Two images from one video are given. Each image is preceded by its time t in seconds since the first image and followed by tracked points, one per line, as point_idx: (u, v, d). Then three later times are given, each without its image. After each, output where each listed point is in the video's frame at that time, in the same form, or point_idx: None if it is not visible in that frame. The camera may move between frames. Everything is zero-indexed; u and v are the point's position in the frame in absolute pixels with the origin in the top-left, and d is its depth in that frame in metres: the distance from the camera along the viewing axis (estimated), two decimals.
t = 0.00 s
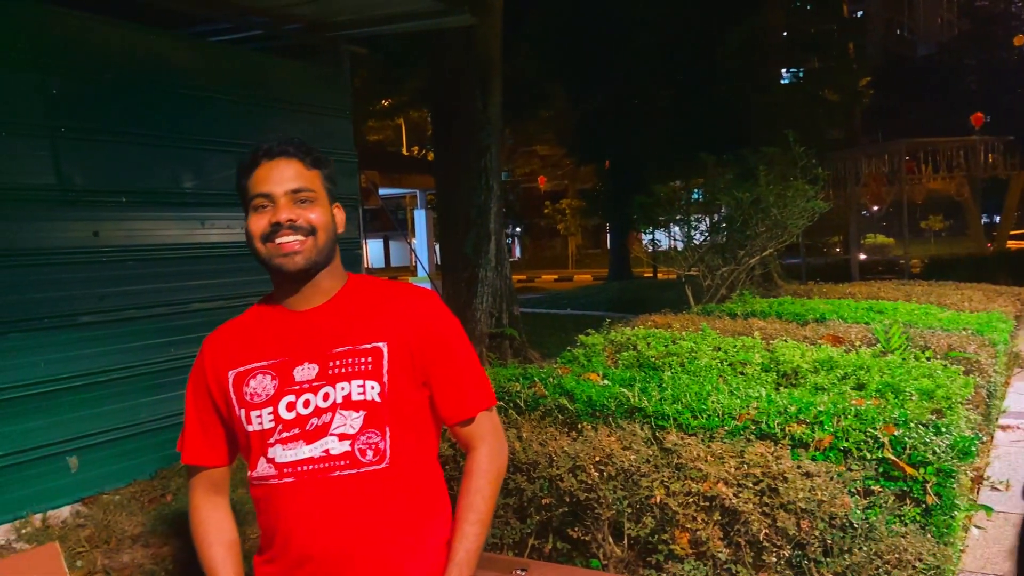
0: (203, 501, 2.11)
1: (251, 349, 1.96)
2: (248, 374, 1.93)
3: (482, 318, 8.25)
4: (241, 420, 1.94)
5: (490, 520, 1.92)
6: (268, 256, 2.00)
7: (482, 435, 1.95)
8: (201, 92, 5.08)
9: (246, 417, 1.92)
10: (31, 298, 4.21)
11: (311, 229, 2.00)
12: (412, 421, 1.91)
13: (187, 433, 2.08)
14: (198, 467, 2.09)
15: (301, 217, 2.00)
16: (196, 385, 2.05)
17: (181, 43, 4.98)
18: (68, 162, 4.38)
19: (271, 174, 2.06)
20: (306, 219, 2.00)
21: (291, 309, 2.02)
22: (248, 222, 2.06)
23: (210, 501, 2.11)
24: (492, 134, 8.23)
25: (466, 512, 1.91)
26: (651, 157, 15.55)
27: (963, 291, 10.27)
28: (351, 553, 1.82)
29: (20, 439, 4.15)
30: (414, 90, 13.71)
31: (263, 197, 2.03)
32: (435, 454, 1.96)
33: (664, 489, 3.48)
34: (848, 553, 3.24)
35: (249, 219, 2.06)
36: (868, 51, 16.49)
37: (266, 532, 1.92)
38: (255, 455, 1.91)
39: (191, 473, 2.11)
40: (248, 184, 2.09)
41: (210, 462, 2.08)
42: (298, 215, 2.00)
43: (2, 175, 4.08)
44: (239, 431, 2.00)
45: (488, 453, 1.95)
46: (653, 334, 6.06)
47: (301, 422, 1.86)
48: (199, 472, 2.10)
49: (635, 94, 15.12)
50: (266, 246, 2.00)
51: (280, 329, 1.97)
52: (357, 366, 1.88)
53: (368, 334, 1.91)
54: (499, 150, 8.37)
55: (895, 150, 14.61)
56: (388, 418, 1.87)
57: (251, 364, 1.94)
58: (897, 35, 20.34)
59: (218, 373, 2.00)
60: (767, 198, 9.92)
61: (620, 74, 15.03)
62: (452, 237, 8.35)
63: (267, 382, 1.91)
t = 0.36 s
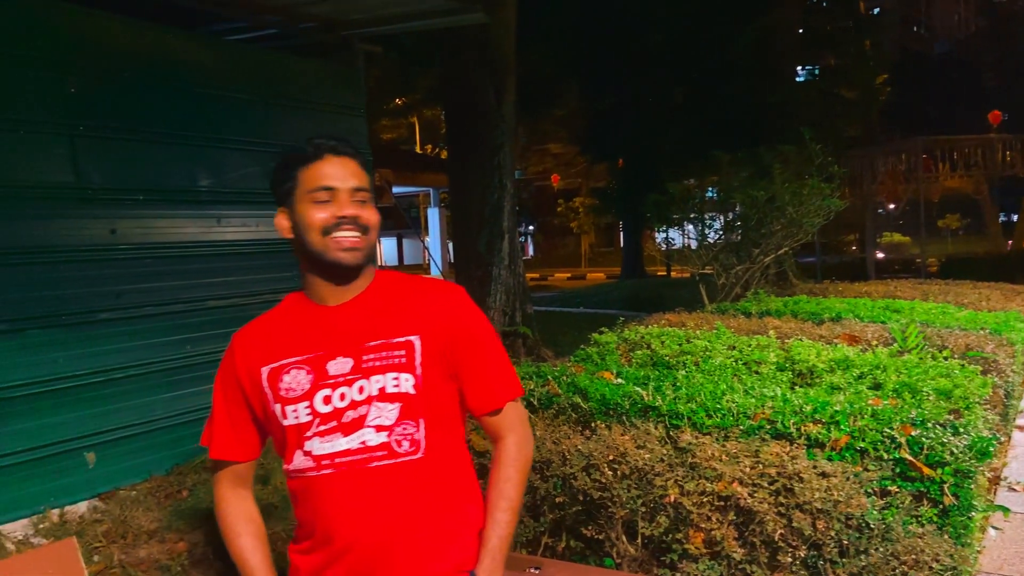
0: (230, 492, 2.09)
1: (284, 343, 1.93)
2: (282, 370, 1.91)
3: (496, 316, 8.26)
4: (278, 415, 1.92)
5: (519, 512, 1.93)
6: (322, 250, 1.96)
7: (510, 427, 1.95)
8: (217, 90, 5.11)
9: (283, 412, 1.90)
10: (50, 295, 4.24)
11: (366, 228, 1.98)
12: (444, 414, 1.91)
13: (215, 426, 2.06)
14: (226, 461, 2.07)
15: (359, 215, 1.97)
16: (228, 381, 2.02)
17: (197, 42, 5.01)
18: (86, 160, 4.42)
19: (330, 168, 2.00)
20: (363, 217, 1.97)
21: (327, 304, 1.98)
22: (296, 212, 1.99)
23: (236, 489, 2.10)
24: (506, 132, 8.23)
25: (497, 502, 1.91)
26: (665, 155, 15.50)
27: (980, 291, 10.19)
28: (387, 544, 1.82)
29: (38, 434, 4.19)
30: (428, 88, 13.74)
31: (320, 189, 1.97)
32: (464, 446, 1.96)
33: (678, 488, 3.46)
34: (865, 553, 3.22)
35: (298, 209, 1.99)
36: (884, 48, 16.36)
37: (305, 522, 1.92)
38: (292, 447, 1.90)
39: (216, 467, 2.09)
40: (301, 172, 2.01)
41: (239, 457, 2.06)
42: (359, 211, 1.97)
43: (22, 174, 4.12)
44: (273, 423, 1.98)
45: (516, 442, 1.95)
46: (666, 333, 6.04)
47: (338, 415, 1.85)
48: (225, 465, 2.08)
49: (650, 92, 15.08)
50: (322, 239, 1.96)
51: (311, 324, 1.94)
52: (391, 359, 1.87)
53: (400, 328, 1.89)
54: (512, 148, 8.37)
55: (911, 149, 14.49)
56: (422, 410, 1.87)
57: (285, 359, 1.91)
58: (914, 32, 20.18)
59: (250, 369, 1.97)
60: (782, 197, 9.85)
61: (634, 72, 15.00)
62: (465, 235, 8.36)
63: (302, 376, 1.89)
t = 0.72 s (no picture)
0: (284, 473, 1.91)
1: (352, 322, 1.78)
2: (353, 352, 1.76)
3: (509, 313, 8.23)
4: (346, 398, 1.77)
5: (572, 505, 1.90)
6: (408, 238, 1.82)
7: (568, 421, 1.91)
8: (230, 87, 5.12)
9: (351, 395, 1.75)
10: (66, 292, 4.27)
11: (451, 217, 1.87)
12: (509, 407, 1.83)
13: (276, 399, 1.87)
14: (282, 438, 1.88)
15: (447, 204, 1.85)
16: (289, 356, 1.85)
17: (211, 39, 5.03)
18: (102, 157, 4.44)
19: (417, 154, 1.87)
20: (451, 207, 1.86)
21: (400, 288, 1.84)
22: (380, 195, 1.85)
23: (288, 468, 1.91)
24: (519, 130, 8.21)
25: (552, 495, 1.88)
26: (679, 151, 15.43)
27: (999, 289, 10.05)
28: (456, 539, 1.71)
29: (54, 430, 4.22)
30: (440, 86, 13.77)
31: (408, 175, 1.84)
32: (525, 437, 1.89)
33: (692, 487, 3.44)
34: (880, 553, 3.20)
35: (382, 192, 1.85)
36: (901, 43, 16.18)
37: (360, 508, 1.77)
38: (358, 431, 1.76)
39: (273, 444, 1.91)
40: (383, 159, 1.88)
41: (293, 435, 1.87)
42: (448, 202, 1.84)
43: (37, 170, 4.15)
44: (333, 405, 1.82)
45: (573, 436, 1.92)
46: (680, 330, 6.02)
47: (410, 402, 1.73)
48: (281, 443, 1.90)
49: (663, 88, 15.01)
50: (408, 226, 1.82)
51: (380, 305, 1.80)
52: (465, 349, 1.77)
53: (474, 317, 1.78)
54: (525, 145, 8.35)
55: (927, 145, 14.33)
56: (491, 401, 1.78)
57: (355, 341, 1.77)
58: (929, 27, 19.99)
59: (317, 349, 1.80)
60: (797, 194, 9.75)
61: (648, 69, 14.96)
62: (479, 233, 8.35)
63: (374, 360, 1.74)
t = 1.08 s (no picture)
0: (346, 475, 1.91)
1: (414, 327, 1.81)
2: (416, 357, 1.79)
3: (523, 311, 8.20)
4: (408, 403, 1.79)
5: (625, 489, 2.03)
6: (462, 245, 1.87)
7: (616, 410, 2.04)
8: (246, 86, 5.15)
9: (416, 399, 1.78)
10: (81, 289, 4.30)
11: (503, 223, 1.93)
12: (564, 403, 1.91)
13: (333, 404, 1.86)
14: (339, 441, 1.88)
15: (500, 210, 1.91)
16: (345, 363, 1.84)
17: (227, 37, 5.06)
18: (118, 155, 4.47)
19: (471, 160, 1.91)
20: (503, 213, 1.92)
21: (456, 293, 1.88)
22: (437, 201, 1.90)
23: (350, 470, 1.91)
24: (533, 127, 8.19)
25: (607, 482, 2.01)
26: (694, 148, 15.36)
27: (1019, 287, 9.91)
28: (530, 533, 1.78)
29: (71, 427, 4.26)
30: (454, 83, 13.77)
31: (465, 183, 1.88)
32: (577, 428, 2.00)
33: (706, 485, 3.43)
34: (896, 553, 3.15)
35: (439, 198, 1.89)
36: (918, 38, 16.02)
37: (425, 509, 1.81)
38: (423, 434, 1.79)
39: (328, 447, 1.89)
40: (441, 163, 1.92)
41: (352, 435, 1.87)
42: (501, 209, 1.90)
43: (53, 169, 4.19)
44: (393, 410, 1.84)
45: (621, 424, 2.05)
46: (694, 328, 5.98)
47: (477, 404, 1.78)
48: (338, 446, 1.89)
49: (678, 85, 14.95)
50: (463, 233, 1.87)
51: (441, 309, 1.84)
52: (525, 350, 1.83)
53: (532, 319, 1.86)
54: (539, 143, 8.34)
55: (945, 141, 14.17)
56: (548, 399, 1.86)
57: (417, 346, 1.79)
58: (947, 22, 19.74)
59: (378, 355, 1.81)
60: (813, 190, 9.66)
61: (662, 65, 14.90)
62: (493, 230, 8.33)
63: (438, 365, 1.78)
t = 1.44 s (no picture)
0: (370, 454, 1.99)
1: (438, 312, 1.84)
2: (440, 343, 1.81)
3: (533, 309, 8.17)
4: (430, 386, 1.82)
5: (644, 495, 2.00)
6: (474, 239, 1.90)
7: (641, 414, 2.02)
8: (256, 84, 5.16)
9: (438, 384, 1.81)
10: (91, 287, 4.32)
11: (518, 215, 1.93)
12: (588, 401, 1.89)
13: (359, 383, 1.92)
14: (362, 418, 1.95)
15: (512, 202, 1.91)
16: (373, 344, 1.89)
17: (237, 36, 5.07)
18: (127, 153, 4.49)
19: (484, 155, 1.93)
20: (516, 205, 1.92)
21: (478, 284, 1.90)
22: (451, 197, 1.95)
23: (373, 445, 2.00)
24: (543, 125, 8.16)
25: (625, 485, 1.98)
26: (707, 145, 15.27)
27: None
28: (539, 526, 1.78)
29: (81, 424, 4.28)
30: (465, 82, 13.77)
31: (475, 178, 1.91)
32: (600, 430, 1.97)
33: (715, 484, 3.41)
34: (908, 553, 3.11)
35: (452, 194, 1.94)
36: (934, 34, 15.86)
37: (438, 495, 1.83)
38: (442, 420, 1.81)
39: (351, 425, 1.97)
40: (456, 159, 1.95)
41: (375, 415, 1.94)
42: (513, 202, 1.91)
43: (64, 168, 4.21)
44: (414, 395, 1.86)
45: (647, 429, 2.02)
46: (704, 326, 5.95)
47: (496, 394, 1.78)
48: (362, 424, 1.97)
49: (690, 82, 14.88)
50: (475, 227, 1.91)
51: (464, 299, 1.85)
52: (550, 345, 1.82)
53: (559, 315, 1.85)
54: (549, 141, 8.31)
55: (960, 137, 14.02)
56: (572, 395, 1.84)
57: (442, 331, 1.81)
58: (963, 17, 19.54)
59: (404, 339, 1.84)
60: (825, 187, 9.58)
61: (674, 62, 14.83)
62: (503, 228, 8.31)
63: (460, 352, 1.80)
